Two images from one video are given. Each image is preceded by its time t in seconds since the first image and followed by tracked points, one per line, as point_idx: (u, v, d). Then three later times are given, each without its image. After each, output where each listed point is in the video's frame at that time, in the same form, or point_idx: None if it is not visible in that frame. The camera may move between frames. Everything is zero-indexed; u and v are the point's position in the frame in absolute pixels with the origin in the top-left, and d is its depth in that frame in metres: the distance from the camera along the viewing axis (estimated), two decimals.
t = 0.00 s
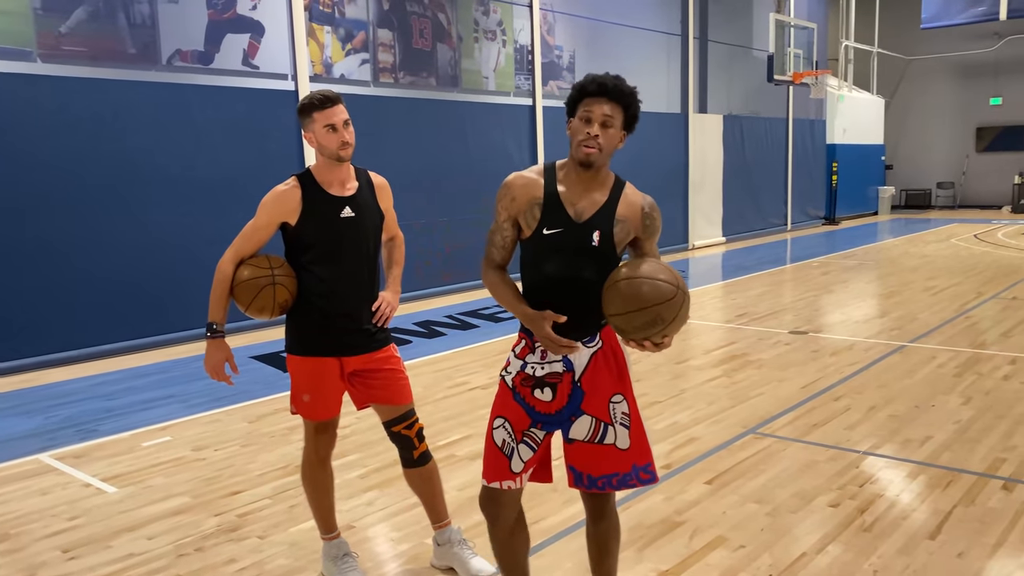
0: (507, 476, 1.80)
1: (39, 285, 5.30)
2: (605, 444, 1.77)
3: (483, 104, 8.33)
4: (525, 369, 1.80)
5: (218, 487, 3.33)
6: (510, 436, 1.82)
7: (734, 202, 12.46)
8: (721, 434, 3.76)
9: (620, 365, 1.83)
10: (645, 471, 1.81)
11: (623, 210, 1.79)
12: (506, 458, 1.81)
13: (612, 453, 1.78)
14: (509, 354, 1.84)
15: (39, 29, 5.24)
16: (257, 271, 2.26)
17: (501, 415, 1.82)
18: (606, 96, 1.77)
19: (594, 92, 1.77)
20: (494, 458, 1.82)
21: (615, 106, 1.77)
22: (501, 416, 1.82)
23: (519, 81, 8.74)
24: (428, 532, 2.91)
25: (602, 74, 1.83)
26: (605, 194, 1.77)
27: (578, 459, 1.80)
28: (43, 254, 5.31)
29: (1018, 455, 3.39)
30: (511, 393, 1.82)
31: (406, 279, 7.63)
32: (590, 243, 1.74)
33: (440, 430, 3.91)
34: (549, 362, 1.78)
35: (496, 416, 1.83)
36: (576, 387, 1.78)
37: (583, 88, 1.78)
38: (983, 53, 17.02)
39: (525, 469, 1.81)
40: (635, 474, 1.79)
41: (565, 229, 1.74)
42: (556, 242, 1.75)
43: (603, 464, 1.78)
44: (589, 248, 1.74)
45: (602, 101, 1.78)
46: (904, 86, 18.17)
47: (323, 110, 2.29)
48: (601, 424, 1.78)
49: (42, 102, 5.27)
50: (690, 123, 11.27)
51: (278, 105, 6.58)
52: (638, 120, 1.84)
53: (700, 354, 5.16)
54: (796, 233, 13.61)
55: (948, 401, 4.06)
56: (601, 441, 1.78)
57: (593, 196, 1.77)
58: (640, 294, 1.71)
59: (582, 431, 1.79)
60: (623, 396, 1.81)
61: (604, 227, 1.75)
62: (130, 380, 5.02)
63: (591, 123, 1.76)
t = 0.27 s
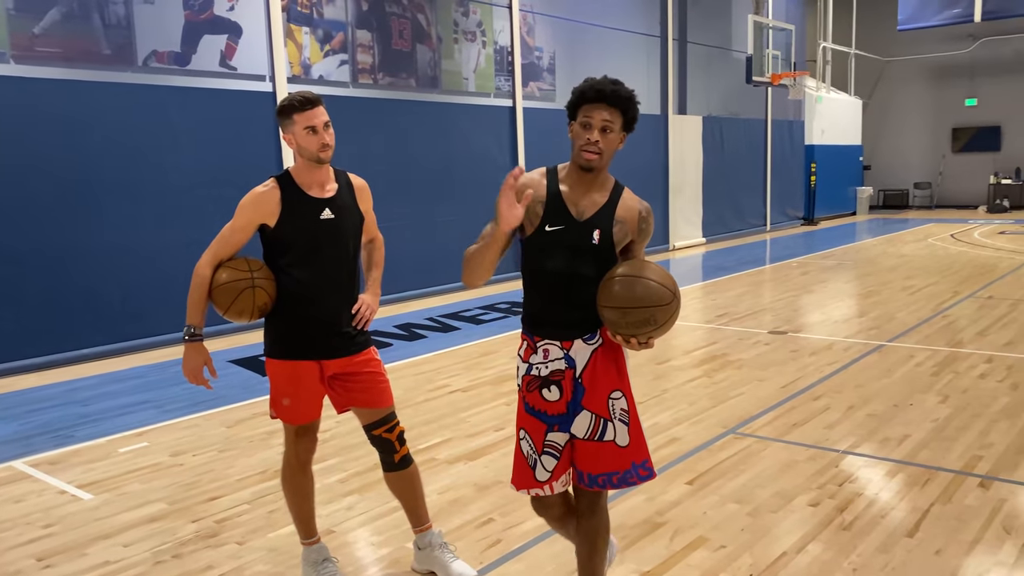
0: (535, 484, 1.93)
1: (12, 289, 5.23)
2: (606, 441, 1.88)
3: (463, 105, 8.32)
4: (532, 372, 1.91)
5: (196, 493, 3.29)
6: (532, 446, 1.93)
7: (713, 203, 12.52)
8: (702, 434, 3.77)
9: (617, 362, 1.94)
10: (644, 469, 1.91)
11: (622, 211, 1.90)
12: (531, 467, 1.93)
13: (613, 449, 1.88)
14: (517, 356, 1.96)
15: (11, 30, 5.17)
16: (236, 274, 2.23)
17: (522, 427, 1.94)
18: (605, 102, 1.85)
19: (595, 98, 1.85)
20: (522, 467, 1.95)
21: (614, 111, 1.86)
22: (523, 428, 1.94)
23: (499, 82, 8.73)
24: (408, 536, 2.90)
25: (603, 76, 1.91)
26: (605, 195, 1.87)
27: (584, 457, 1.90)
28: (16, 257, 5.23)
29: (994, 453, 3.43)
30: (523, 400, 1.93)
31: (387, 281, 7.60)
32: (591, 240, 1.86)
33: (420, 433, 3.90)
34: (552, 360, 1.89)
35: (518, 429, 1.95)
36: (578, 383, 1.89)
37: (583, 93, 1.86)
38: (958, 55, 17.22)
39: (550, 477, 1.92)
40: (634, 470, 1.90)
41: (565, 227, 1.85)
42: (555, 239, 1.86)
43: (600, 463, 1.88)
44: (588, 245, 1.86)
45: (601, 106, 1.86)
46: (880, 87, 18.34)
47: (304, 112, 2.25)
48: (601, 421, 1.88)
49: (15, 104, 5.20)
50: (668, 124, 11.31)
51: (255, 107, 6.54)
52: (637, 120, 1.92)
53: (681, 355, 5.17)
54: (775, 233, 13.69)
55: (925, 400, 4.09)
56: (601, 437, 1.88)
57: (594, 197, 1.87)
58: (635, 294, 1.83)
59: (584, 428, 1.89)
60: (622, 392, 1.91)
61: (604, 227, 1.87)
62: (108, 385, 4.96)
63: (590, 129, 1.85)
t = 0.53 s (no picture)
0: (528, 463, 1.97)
1: None
2: (583, 433, 1.91)
3: (443, 107, 8.31)
4: (522, 360, 1.95)
5: (175, 498, 3.26)
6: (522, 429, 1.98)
7: (693, 204, 12.59)
8: (683, 434, 3.78)
9: (608, 359, 1.95)
10: (614, 464, 1.93)
11: (614, 202, 1.93)
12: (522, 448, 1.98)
13: (589, 442, 1.91)
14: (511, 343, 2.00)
15: None
16: (216, 276, 2.21)
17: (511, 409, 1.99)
18: (581, 101, 1.88)
19: (572, 97, 1.89)
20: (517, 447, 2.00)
21: (590, 108, 1.89)
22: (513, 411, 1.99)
23: (479, 83, 8.73)
24: (390, 539, 2.88)
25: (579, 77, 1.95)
26: (595, 187, 1.90)
27: (562, 445, 1.94)
28: None
29: (971, 450, 3.46)
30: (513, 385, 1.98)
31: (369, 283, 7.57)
32: (587, 231, 1.89)
33: (401, 436, 3.89)
34: (542, 350, 1.93)
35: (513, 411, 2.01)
36: (564, 374, 1.92)
37: (556, 98, 1.89)
38: (934, 57, 17.43)
39: (540, 459, 1.96)
40: (603, 465, 1.92)
41: (561, 221, 1.87)
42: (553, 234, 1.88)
43: (574, 452, 1.91)
44: (583, 237, 1.89)
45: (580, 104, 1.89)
46: (858, 88, 18.53)
47: (284, 115, 2.24)
48: (582, 413, 1.91)
49: None
50: (648, 126, 11.36)
51: (233, 109, 6.49)
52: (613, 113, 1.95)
53: (662, 355, 5.19)
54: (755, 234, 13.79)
55: (903, 399, 4.13)
56: (579, 429, 1.91)
57: (584, 189, 1.90)
58: (623, 283, 1.82)
59: (564, 417, 1.92)
60: (606, 388, 1.93)
61: (598, 218, 1.89)
62: (85, 389, 4.91)
63: (571, 127, 1.89)
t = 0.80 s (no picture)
0: (523, 446, 2.05)
1: None
2: (572, 419, 1.95)
3: (426, 108, 8.30)
4: (519, 352, 2.02)
5: (156, 502, 3.23)
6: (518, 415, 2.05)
7: (676, 205, 12.64)
8: (666, 434, 3.80)
9: (602, 354, 2.00)
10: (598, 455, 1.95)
11: (604, 200, 2.00)
12: (518, 432, 2.05)
13: (578, 429, 1.94)
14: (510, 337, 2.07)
15: None
16: (199, 278, 2.19)
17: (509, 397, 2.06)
18: (563, 103, 1.96)
19: (553, 101, 1.96)
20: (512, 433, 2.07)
21: (573, 109, 1.97)
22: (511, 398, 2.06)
23: (462, 85, 8.72)
24: (374, 541, 2.87)
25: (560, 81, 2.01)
26: (584, 186, 1.98)
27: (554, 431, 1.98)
28: None
29: (951, 448, 3.50)
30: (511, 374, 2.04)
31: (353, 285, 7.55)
32: (579, 233, 1.96)
33: (385, 438, 3.87)
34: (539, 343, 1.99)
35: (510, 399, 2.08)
36: (559, 365, 1.97)
37: (539, 102, 1.97)
38: (913, 59, 17.59)
39: (536, 442, 2.03)
40: (587, 453, 1.95)
41: (555, 226, 1.95)
42: (547, 239, 1.96)
43: (560, 436, 1.95)
44: (576, 239, 1.96)
45: (563, 106, 1.96)
46: (839, 90, 18.68)
47: (267, 116, 2.22)
48: (573, 400, 1.96)
49: None
50: (632, 127, 11.38)
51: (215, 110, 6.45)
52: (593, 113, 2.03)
53: (646, 355, 5.21)
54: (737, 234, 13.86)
55: (884, 398, 4.17)
56: (568, 415, 1.95)
57: (573, 190, 1.98)
58: (614, 277, 1.88)
59: (558, 404, 1.98)
60: (597, 379, 1.98)
61: (590, 219, 1.97)
62: (65, 393, 4.85)
63: (556, 130, 1.96)
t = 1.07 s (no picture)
0: (529, 443, 2.06)
1: None
2: (593, 406, 1.98)
3: (413, 109, 8.29)
4: (528, 348, 2.03)
5: (141, 505, 3.21)
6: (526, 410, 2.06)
7: (662, 206, 12.68)
8: (653, 434, 3.80)
9: (613, 344, 2.04)
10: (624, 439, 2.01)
11: (595, 194, 2.00)
12: (526, 429, 2.05)
13: (600, 416, 1.98)
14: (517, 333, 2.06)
15: None
16: (183, 280, 2.18)
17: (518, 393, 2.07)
18: (545, 102, 2.00)
19: (536, 103, 2.00)
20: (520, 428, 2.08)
21: (556, 108, 2.00)
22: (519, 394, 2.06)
23: (450, 86, 8.72)
24: (361, 543, 2.87)
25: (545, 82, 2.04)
26: (575, 183, 2.00)
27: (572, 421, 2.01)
28: None
29: (935, 447, 3.53)
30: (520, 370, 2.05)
31: (340, 286, 7.53)
32: (574, 229, 1.98)
33: (372, 440, 3.86)
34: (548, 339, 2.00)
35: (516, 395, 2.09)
36: (573, 358, 1.99)
37: (522, 104, 2.02)
38: (897, 61, 17.73)
39: (543, 439, 2.04)
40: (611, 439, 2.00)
41: (548, 224, 1.98)
42: (543, 237, 1.99)
43: (582, 424, 1.99)
44: (571, 235, 1.98)
45: (546, 106, 2.00)
46: (824, 92, 18.81)
47: (253, 118, 2.21)
48: (591, 388, 1.98)
49: None
50: (619, 128, 11.42)
51: (200, 111, 6.41)
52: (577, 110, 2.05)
53: (633, 356, 5.22)
54: (724, 235, 13.92)
55: (869, 397, 4.20)
56: (589, 402, 1.98)
57: (565, 188, 2.00)
58: (603, 272, 1.86)
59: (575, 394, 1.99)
60: (612, 366, 2.01)
61: (583, 215, 1.98)
62: (49, 396, 4.82)
63: (541, 130, 2.00)
